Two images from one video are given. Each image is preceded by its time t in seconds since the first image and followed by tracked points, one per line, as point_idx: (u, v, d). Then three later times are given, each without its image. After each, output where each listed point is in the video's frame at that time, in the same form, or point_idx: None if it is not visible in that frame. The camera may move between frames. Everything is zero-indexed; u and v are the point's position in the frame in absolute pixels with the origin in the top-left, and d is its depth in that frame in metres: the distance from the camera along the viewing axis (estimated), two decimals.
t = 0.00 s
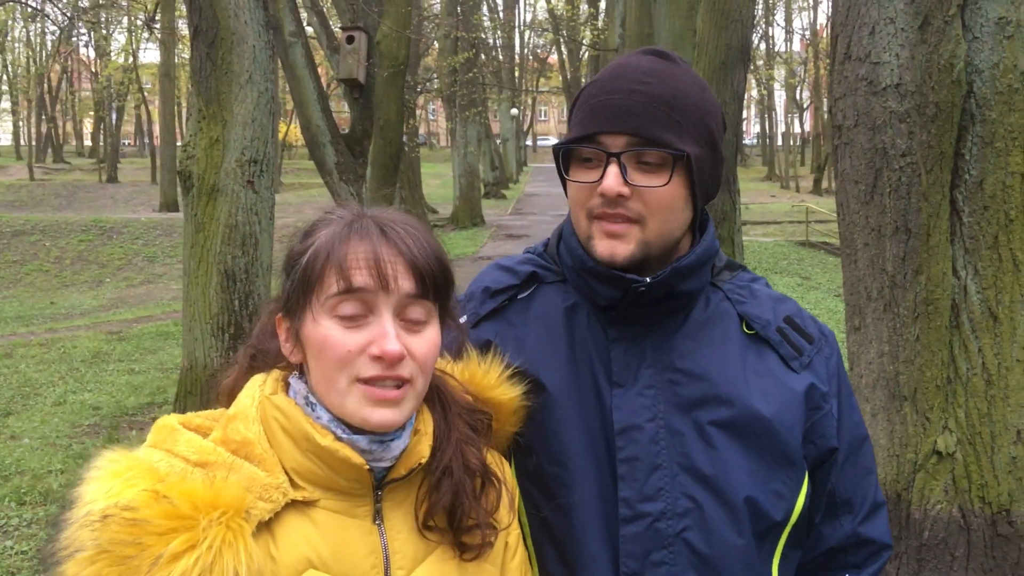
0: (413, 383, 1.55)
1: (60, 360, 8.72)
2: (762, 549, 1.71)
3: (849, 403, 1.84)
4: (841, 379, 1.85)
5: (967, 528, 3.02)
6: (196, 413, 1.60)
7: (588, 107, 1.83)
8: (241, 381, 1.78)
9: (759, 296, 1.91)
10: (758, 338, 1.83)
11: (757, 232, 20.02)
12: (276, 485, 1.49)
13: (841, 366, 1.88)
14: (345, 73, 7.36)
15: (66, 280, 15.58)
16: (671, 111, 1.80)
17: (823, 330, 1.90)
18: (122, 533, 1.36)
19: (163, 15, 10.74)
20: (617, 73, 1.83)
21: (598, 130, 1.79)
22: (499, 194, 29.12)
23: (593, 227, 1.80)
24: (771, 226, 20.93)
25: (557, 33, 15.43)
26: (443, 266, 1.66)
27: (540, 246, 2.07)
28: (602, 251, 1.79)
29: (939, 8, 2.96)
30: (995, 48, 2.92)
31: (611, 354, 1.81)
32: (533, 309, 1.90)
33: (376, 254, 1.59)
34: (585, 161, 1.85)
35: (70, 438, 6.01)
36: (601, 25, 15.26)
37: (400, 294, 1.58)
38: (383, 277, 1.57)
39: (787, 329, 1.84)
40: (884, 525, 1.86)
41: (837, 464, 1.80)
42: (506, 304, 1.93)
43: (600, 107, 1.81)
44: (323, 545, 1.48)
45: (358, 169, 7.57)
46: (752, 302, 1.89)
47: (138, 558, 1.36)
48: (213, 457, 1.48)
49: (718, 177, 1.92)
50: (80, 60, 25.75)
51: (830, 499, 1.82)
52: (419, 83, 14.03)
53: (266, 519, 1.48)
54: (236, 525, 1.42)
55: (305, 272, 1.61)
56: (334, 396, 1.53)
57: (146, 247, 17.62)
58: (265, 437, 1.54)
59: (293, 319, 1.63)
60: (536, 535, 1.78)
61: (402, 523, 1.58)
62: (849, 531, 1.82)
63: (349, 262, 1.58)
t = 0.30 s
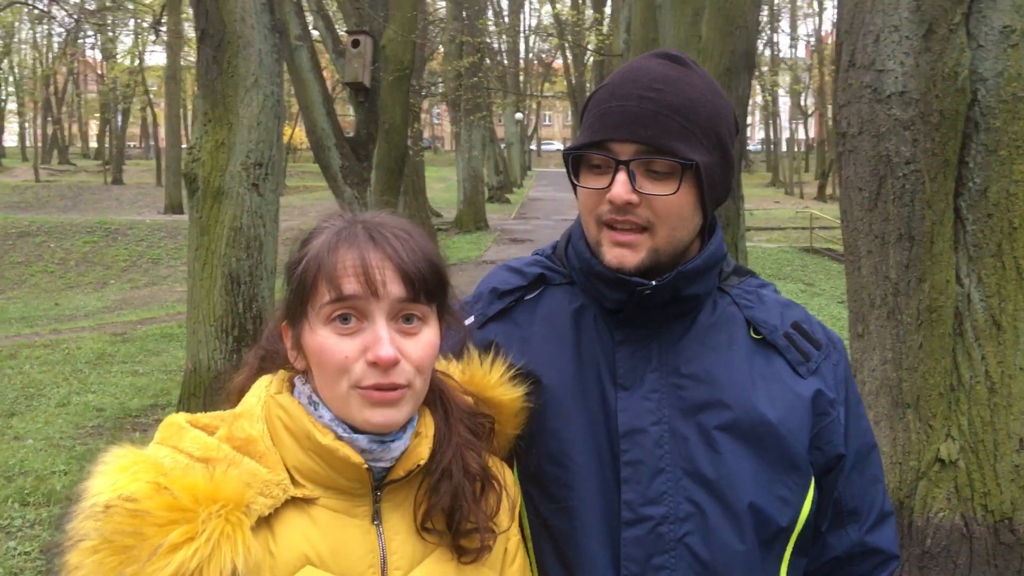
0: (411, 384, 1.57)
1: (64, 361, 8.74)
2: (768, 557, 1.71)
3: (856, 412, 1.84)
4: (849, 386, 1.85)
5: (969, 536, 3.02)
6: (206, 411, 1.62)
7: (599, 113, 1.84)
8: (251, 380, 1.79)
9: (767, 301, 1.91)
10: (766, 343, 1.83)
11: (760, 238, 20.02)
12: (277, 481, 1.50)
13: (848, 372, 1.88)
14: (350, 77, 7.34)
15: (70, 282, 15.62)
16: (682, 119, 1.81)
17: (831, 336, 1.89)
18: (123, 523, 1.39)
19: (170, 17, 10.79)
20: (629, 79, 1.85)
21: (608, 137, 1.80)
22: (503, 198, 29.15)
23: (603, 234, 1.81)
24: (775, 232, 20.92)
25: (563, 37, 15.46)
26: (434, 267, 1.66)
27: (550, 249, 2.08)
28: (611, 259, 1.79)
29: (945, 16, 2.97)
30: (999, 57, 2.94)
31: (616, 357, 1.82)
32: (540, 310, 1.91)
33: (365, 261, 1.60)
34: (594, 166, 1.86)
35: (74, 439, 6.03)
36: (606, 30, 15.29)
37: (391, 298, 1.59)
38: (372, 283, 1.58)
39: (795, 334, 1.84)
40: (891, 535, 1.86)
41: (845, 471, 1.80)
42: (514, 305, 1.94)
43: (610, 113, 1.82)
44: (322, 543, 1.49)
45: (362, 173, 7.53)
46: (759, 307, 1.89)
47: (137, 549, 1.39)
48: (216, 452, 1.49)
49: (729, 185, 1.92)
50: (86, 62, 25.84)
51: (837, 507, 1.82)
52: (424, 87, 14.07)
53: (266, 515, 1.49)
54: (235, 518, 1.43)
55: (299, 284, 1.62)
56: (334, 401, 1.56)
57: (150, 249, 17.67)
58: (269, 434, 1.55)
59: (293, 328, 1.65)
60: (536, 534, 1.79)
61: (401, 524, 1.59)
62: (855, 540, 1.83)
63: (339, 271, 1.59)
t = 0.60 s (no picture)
0: (399, 385, 1.59)
1: (70, 361, 8.78)
2: (758, 559, 1.71)
3: (852, 413, 1.83)
4: (845, 387, 1.84)
5: (971, 546, 3.02)
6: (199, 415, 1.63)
7: (591, 134, 1.79)
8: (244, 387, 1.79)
9: (759, 302, 1.90)
10: (757, 344, 1.83)
11: (766, 245, 20.00)
12: (267, 491, 1.52)
13: (844, 373, 1.87)
14: (359, 80, 7.46)
15: (77, 282, 15.68)
16: (676, 137, 1.76)
17: (827, 337, 1.88)
18: (112, 534, 1.41)
19: (180, 19, 10.84)
20: (619, 96, 1.78)
21: (602, 162, 1.76)
22: (510, 203, 29.18)
23: (603, 252, 1.80)
24: (781, 239, 20.90)
25: (570, 43, 15.49)
26: (419, 267, 1.68)
27: (543, 251, 2.08)
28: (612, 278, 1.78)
29: (950, 26, 2.97)
30: (1005, 67, 2.93)
31: (607, 359, 1.82)
32: (531, 313, 1.92)
33: (349, 263, 1.61)
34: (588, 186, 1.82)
35: (79, 439, 6.05)
36: (614, 36, 15.31)
37: (376, 299, 1.60)
38: (357, 284, 1.60)
39: (787, 335, 1.84)
40: (890, 538, 1.86)
41: (840, 474, 1.80)
42: (506, 307, 1.95)
43: (601, 135, 1.77)
44: (310, 552, 1.51)
45: (370, 175, 7.64)
46: (752, 308, 1.88)
47: (125, 560, 1.41)
48: (207, 461, 1.51)
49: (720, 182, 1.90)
50: (96, 64, 25.96)
51: (833, 510, 1.82)
52: (431, 91, 14.11)
53: (256, 525, 1.51)
54: (224, 530, 1.45)
55: (285, 287, 1.64)
56: (322, 402, 1.57)
57: (157, 250, 17.74)
58: (260, 442, 1.57)
59: (281, 330, 1.67)
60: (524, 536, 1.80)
61: (392, 532, 1.61)
62: (852, 543, 1.83)
63: (324, 273, 1.61)
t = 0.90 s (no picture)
0: (395, 382, 1.59)
1: (80, 357, 8.83)
2: (753, 559, 1.71)
3: (852, 411, 1.83)
4: (845, 386, 1.83)
5: (978, 539, 3.02)
6: (196, 407, 1.65)
7: (591, 157, 1.75)
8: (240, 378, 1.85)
9: (760, 301, 1.91)
10: (757, 345, 1.84)
11: (773, 240, 19.96)
12: (260, 486, 1.53)
13: (845, 373, 1.86)
14: (365, 76, 7.44)
15: (86, 278, 15.75)
16: (680, 158, 1.73)
17: (829, 335, 1.88)
18: (105, 530, 1.42)
19: (186, 15, 10.85)
20: (618, 117, 1.73)
21: (605, 186, 1.73)
22: (517, 198, 29.15)
23: (605, 265, 1.79)
24: (789, 234, 20.85)
25: (577, 38, 15.45)
26: (415, 266, 1.69)
27: (542, 248, 2.10)
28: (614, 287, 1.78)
29: (958, 19, 2.95)
30: (1013, 60, 2.93)
31: (603, 360, 1.83)
32: (529, 312, 1.94)
33: (346, 260, 1.63)
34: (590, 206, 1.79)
35: (88, 434, 6.09)
36: (620, 31, 15.28)
37: (372, 296, 1.61)
38: (353, 281, 1.61)
39: (788, 335, 1.84)
40: (888, 536, 1.83)
41: (839, 473, 1.79)
42: (504, 305, 1.97)
43: (602, 157, 1.73)
44: (303, 546, 1.52)
45: (376, 172, 7.58)
46: (752, 308, 1.89)
47: (119, 555, 1.41)
48: (201, 456, 1.52)
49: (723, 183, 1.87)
50: (104, 61, 26.02)
51: (830, 509, 1.80)
52: (437, 87, 14.09)
53: (249, 520, 1.53)
54: (217, 525, 1.47)
55: (283, 284, 1.65)
56: (318, 400, 1.58)
57: (165, 246, 17.79)
58: (255, 437, 1.58)
59: (278, 329, 1.68)
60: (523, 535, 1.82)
61: (386, 526, 1.62)
62: (848, 542, 1.81)
63: (321, 270, 1.62)
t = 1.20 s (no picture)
0: (382, 386, 1.59)
1: (81, 360, 8.84)
2: (744, 566, 1.71)
3: (846, 414, 1.82)
4: (840, 390, 1.83)
5: (979, 541, 3.02)
6: (181, 415, 1.67)
7: (578, 176, 1.74)
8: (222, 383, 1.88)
9: (752, 307, 1.91)
10: (749, 351, 1.84)
11: (774, 241, 19.97)
12: (246, 489, 1.54)
13: (839, 377, 1.87)
14: (365, 79, 7.43)
15: (87, 281, 15.77)
16: (667, 176, 1.73)
17: (822, 339, 1.88)
18: (91, 538, 1.42)
19: (187, 18, 10.87)
20: (605, 136, 1.73)
21: (593, 207, 1.72)
22: (517, 201, 29.17)
23: (593, 280, 1.79)
24: (789, 235, 20.87)
25: (577, 41, 15.45)
26: (406, 270, 1.70)
27: (532, 255, 2.11)
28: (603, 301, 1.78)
29: (957, 21, 2.95)
30: (1012, 61, 2.93)
31: (594, 369, 1.84)
32: (519, 320, 1.95)
33: (338, 263, 1.64)
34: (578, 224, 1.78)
35: (90, 437, 6.10)
36: (621, 33, 15.30)
37: (362, 299, 1.62)
38: (344, 283, 1.61)
39: (780, 341, 1.84)
40: (882, 540, 1.83)
41: (832, 478, 1.78)
42: (494, 313, 1.98)
43: (589, 176, 1.73)
44: (291, 548, 1.53)
45: (377, 174, 7.58)
46: (744, 314, 1.89)
47: (106, 563, 1.42)
48: (186, 461, 1.53)
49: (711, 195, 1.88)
50: (105, 64, 26.07)
51: (825, 514, 1.80)
52: (437, 89, 14.10)
53: (236, 523, 1.53)
54: (203, 530, 1.47)
55: (272, 284, 1.66)
56: (305, 404, 1.58)
57: (166, 249, 17.82)
58: (239, 441, 1.59)
59: (266, 330, 1.68)
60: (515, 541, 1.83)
61: (373, 526, 1.63)
62: (843, 546, 1.80)
63: (312, 271, 1.63)
